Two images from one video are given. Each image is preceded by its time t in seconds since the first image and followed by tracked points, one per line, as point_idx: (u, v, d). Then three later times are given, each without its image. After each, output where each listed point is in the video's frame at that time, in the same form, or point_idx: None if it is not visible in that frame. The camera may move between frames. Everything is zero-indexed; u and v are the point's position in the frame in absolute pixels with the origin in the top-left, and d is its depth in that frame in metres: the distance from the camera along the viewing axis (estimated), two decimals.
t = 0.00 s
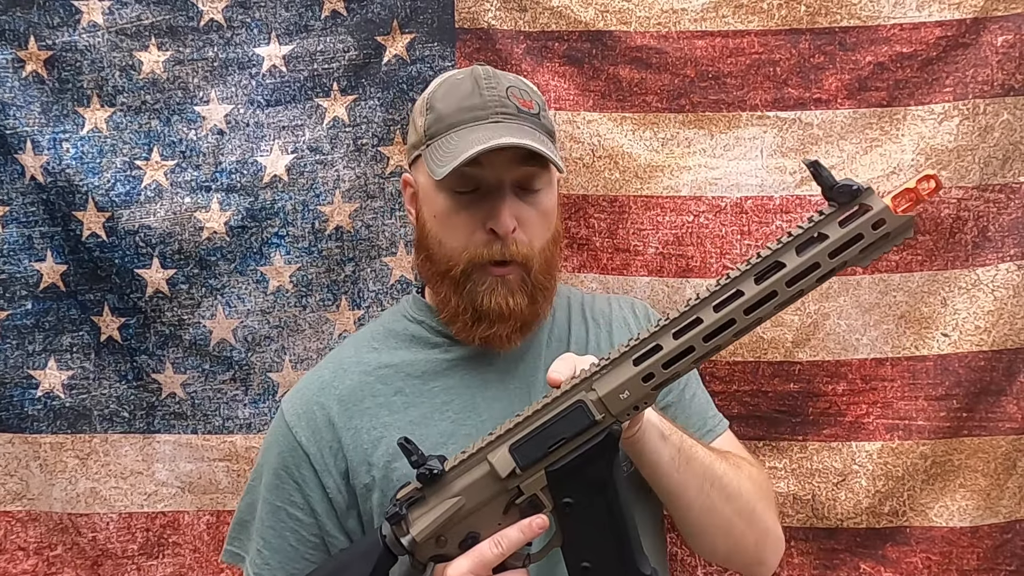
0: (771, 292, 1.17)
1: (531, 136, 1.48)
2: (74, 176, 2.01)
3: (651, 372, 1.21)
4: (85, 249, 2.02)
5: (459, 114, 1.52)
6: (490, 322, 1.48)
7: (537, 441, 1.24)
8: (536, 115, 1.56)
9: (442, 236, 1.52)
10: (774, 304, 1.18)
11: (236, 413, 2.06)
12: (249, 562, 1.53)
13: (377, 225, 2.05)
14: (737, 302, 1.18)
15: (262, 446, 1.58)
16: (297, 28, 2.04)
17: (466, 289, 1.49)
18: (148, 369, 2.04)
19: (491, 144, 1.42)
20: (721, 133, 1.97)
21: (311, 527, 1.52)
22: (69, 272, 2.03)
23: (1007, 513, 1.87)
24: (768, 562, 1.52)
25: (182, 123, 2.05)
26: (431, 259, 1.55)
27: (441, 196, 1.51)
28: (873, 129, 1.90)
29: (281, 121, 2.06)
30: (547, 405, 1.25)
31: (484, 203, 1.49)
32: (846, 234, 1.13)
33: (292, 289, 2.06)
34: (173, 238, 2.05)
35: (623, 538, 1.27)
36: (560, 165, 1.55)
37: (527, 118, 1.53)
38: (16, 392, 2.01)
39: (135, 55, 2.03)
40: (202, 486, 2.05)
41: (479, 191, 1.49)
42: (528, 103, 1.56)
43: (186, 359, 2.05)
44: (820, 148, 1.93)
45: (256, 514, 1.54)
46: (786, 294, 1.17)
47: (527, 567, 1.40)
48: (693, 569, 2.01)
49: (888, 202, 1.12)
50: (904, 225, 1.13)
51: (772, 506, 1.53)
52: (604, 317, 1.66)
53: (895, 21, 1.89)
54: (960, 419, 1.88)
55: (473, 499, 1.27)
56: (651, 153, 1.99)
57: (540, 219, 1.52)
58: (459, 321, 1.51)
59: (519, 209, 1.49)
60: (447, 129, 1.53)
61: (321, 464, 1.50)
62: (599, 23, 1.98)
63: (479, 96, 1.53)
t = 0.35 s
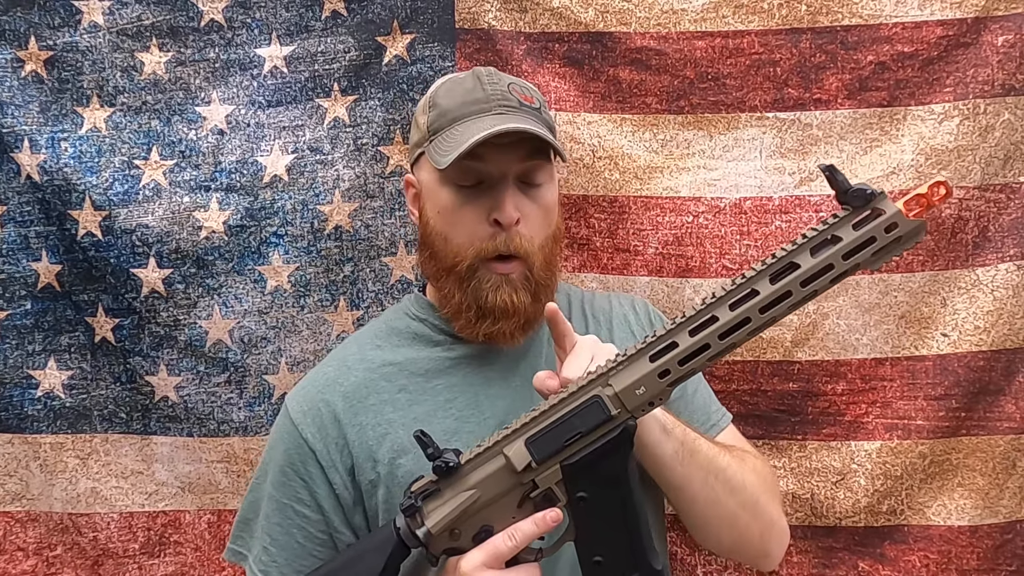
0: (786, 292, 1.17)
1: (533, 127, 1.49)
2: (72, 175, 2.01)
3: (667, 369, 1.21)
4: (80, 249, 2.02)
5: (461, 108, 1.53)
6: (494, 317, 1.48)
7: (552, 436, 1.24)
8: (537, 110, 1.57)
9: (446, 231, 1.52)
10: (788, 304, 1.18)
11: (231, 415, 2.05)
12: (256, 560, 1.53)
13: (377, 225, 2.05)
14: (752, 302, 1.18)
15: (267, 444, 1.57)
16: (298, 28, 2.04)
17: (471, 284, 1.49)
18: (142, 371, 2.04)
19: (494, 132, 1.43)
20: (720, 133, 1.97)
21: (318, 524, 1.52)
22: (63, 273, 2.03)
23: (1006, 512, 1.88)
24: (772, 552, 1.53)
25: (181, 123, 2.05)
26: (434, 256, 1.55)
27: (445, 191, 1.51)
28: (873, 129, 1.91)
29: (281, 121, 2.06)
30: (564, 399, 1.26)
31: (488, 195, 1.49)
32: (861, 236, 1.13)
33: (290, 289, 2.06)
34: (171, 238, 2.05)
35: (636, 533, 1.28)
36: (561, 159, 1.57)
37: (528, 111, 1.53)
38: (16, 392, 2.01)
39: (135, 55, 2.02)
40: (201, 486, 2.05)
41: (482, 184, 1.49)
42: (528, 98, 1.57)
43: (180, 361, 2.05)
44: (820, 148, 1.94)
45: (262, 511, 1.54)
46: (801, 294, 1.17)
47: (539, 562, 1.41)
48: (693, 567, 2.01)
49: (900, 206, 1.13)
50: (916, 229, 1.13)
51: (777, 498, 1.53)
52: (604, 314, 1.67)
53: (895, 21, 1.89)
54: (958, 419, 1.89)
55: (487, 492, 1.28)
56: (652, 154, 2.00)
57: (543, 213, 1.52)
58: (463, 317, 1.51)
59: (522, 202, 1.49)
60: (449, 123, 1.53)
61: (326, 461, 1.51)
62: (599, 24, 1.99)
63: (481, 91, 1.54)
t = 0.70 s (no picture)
0: (788, 270, 1.19)
1: (546, 130, 1.50)
2: (73, 175, 2.01)
3: (673, 356, 1.23)
4: (78, 249, 2.02)
5: (474, 105, 1.53)
6: (495, 314, 1.47)
7: (562, 434, 1.25)
8: (548, 113, 1.58)
9: (449, 227, 1.52)
10: (791, 281, 1.20)
11: (229, 417, 2.06)
12: None
13: (376, 225, 2.05)
14: (754, 282, 1.20)
15: (272, 462, 1.57)
16: (298, 28, 2.04)
17: (473, 280, 1.49)
18: (139, 372, 2.04)
19: (510, 132, 1.44)
20: (720, 133, 1.97)
21: (334, 538, 1.52)
22: (61, 273, 2.03)
23: (1004, 512, 1.88)
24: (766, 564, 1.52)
25: (182, 123, 2.05)
26: (436, 251, 1.54)
27: (451, 186, 1.51)
28: (873, 129, 1.91)
29: (281, 121, 2.06)
30: (571, 396, 1.27)
31: (495, 194, 1.49)
32: (859, 207, 1.16)
33: (289, 290, 2.06)
34: (174, 238, 2.05)
35: (654, 525, 1.27)
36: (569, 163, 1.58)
37: (540, 114, 1.55)
38: (16, 392, 2.01)
39: (135, 54, 2.03)
40: (200, 488, 2.05)
41: (491, 182, 1.50)
42: (540, 101, 1.59)
43: (178, 361, 2.05)
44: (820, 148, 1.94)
45: (275, 530, 1.53)
46: (803, 270, 1.19)
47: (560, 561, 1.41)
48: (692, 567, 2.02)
49: (895, 173, 1.16)
50: (914, 195, 1.16)
51: (771, 511, 1.52)
52: (606, 314, 1.67)
53: (895, 21, 1.89)
54: (957, 419, 1.89)
55: (502, 495, 1.28)
56: (652, 154, 2.00)
57: (549, 214, 1.53)
58: (463, 313, 1.50)
59: (529, 203, 1.50)
60: (460, 119, 1.53)
61: (336, 474, 1.51)
62: (599, 23, 1.99)
63: (495, 90, 1.55)
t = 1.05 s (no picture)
0: (790, 267, 1.17)
1: (536, 132, 1.48)
2: (73, 175, 2.01)
3: (674, 356, 1.22)
4: (79, 249, 2.02)
5: (464, 111, 1.53)
6: (492, 321, 1.47)
7: (564, 435, 1.25)
8: (541, 114, 1.57)
9: (445, 235, 1.52)
10: (793, 278, 1.18)
11: (230, 416, 2.06)
12: None
13: (376, 225, 2.05)
14: (755, 279, 1.19)
15: (273, 464, 1.56)
16: (298, 28, 2.05)
17: (470, 287, 1.49)
18: (139, 372, 2.04)
19: (498, 139, 1.43)
20: (721, 133, 1.97)
21: (337, 539, 1.51)
22: (62, 273, 2.03)
23: (1002, 511, 1.87)
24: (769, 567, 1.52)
25: (182, 123, 2.05)
26: (433, 259, 1.55)
27: (445, 194, 1.51)
28: (874, 129, 1.90)
29: (281, 121, 2.06)
30: (571, 397, 1.26)
31: (489, 201, 1.49)
32: (862, 202, 1.14)
33: (289, 289, 2.06)
34: (175, 238, 2.05)
35: (657, 525, 1.27)
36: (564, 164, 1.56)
37: (532, 116, 1.53)
38: (16, 392, 2.01)
39: (136, 55, 2.03)
40: (200, 487, 2.05)
41: (484, 188, 1.49)
42: (532, 102, 1.57)
43: (178, 361, 2.05)
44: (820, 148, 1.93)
45: (278, 532, 1.52)
46: (806, 267, 1.17)
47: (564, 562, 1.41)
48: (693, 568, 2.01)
49: (898, 167, 1.14)
50: (916, 189, 1.15)
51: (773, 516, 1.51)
52: (607, 314, 1.67)
53: (896, 20, 1.89)
54: (955, 419, 1.88)
55: (503, 497, 1.28)
56: (652, 153, 1.99)
57: (545, 218, 1.52)
58: (461, 320, 1.50)
59: (523, 208, 1.49)
60: (452, 126, 1.53)
61: (338, 476, 1.50)
62: (599, 23, 1.99)
63: (485, 94, 1.54)
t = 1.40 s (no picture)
0: (793, 267, 1.17)
1: (527, 127, 1.49)
2: (73, 175, 2.01)
3: (674, 356, 1.22)
4: (80, 249, 2.02)
5: (455, 111, 1.53)
6: (494, 317, 1.47)
7: (561, 434, 1.24)
8: (530, 110, 1.58)
9: (442, 234, 1.52)
10: (796, 278, 1.18)
11: (231, 415, 2.05)
12: None
13: (377, 225, 2.05)
14: (758, 279, 1.18)
15: (274, 461, 1.56)
16: (297, 28, 2.05)
17: (469, 284, 1.49)
18: (141, 372, 2.04)
19: (488, 136, 1.44)
20: (720, 133, 1.97)
21: (338, 536, 1.51)
22: (63, 273, 2.03)
23: (1005, 513, 1.87)
24: (796, 538, 1.54)
25: (182, 123, 2.05)
26: (432, 259, 1.55)
27: (440, 194, 1.51)
28: (874, 129, 1.90)
29: (281, 121, 2.06)
30: (569, 396, 1.26)
31: (484, 198, 1.49)
32: (867, 201, 1.14)
33: (290, 289, 2.06)
34: (175, 238, 2.05)
35: (654, 527, 1.29)
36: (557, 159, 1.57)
37: (521, 113, 1.54)
38: (16, 392, 2.01)
39: (135, 55, 2.03)
40: (201, 486, 2.04)
41: (478, 186, 1.50)
42: (521, 100, 1.58)
43: (179, 361, 2.05)
44: (820, 148, 1.93)
45: (279, 529, 1.52)
46: (808, 267, 1.17)
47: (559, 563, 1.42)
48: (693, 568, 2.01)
49: (905, 166, 1.13)
50: (924, 188, 1.13)
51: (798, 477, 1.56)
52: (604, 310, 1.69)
53: (896, 20, 1.89)
54: (956, 419, 1.88)
55: (500, 496, 1.28)
56: (651, 153, 1.99)
57: (540, 212, 1.52)
58: (462, 318, 1.50)
59: (519, 203, 1.49)
60: (443, 126, 1.54)
61: (339, 472, 1.50)
62: (599, 23, 1.98)
63: (474, 94, 1.55)
